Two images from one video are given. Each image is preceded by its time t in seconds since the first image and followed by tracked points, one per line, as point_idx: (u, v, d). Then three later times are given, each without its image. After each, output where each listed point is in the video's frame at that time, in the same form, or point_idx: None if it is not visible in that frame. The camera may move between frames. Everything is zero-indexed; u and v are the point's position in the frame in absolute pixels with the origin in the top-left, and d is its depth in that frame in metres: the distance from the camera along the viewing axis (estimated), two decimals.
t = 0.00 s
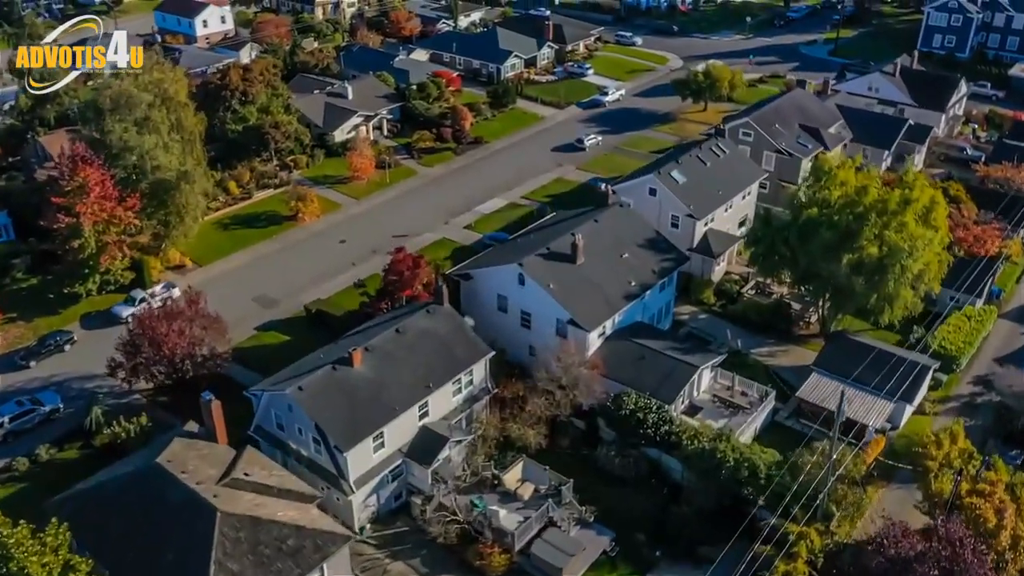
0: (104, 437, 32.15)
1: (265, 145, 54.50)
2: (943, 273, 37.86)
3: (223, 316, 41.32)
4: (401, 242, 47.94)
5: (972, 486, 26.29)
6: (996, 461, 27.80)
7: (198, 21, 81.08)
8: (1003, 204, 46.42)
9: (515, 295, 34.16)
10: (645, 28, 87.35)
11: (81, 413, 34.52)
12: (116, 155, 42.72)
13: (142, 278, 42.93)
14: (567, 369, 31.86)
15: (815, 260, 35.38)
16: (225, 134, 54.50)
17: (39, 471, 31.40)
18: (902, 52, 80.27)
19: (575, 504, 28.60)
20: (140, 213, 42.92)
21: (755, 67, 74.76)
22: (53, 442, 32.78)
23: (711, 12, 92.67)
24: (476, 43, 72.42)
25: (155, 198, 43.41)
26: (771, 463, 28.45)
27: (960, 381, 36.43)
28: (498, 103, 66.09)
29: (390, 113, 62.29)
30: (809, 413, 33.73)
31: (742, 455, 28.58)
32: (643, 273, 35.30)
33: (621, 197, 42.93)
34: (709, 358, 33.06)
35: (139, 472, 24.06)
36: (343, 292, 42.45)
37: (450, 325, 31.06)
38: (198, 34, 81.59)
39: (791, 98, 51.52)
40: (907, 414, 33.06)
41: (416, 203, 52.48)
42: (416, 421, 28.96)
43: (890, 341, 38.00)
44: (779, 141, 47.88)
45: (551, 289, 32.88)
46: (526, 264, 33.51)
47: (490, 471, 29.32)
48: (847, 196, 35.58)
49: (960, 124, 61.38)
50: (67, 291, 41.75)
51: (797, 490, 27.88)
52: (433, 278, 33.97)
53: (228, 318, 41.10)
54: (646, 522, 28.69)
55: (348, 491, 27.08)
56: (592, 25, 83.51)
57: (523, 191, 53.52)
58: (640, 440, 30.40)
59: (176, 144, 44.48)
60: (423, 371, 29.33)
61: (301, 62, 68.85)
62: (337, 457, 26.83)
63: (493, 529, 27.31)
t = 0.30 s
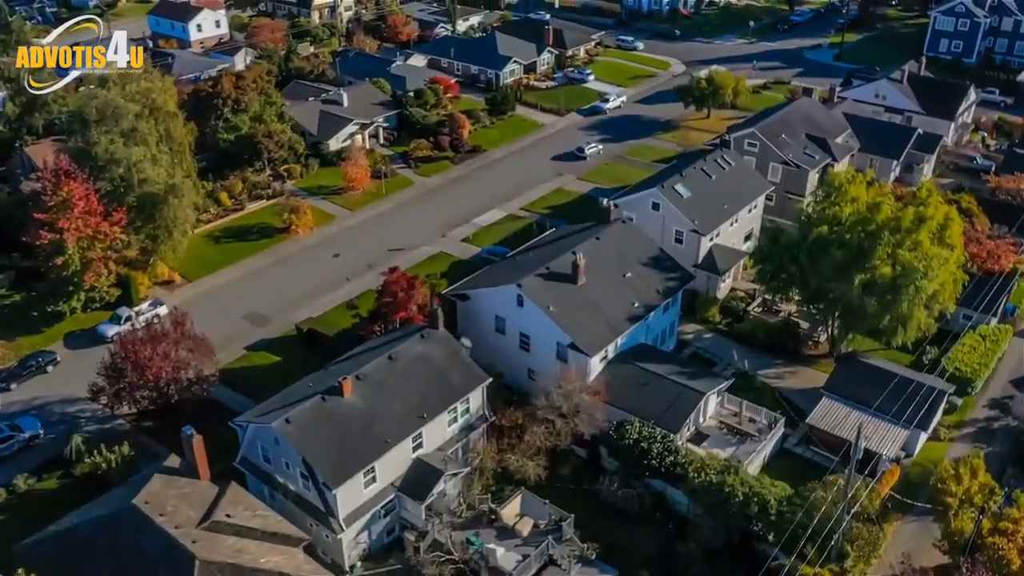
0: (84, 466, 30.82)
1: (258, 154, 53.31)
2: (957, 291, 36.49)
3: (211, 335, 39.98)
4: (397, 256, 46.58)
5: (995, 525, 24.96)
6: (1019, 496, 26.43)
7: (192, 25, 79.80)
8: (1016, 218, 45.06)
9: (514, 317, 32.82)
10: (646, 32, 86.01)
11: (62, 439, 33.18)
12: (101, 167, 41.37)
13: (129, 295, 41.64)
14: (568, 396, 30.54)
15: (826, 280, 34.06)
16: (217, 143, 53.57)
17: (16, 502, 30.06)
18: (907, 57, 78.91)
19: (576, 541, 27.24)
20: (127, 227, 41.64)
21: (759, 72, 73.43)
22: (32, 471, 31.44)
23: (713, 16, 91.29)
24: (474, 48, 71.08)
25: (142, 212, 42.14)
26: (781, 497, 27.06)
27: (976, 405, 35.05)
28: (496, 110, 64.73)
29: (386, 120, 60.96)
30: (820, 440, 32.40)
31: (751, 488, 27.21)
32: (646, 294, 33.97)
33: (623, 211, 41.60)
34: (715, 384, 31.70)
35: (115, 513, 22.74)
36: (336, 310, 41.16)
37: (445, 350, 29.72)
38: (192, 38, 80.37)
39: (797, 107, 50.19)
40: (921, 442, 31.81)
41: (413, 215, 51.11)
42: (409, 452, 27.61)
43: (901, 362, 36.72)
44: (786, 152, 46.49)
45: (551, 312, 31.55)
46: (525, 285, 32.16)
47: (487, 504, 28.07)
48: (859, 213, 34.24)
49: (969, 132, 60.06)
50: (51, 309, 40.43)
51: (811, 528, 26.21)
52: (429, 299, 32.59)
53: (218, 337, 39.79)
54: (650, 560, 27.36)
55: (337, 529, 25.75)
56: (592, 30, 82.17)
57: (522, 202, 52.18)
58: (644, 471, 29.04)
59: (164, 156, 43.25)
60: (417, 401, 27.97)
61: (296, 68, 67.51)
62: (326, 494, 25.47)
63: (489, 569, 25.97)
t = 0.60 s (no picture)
0: (62, 498, 29.48)
1: (249, 165, 51.80)
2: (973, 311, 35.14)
3: (199, 356, 38.63)
4: (392, 270, 45.22)
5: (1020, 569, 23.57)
6: None
7: (186, 30, 78.43)
8: None
9: (512, 342, 31.48)
10: (647, 37, 84.66)
11: (41, 468, 31.79)
12: (86, 181, 40.03)
13: (114, 313, 40.21)
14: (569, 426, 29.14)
15: (838, 302, 32.75)
16: (207, 153, 51.80)
17: None
18: (913, 63, 77.57)
19: None
20: (112, 243, 40.32)
21: (763, 78, 72.07)
22: (8, 503, 30.08)
23: (715, 19, 89.95)
24: (473, 54, 69.70)
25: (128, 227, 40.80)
26: (793, 536, 25.66)
27: (993, 431, 33.64)
28: (495, 118, 63.37)
29: (382, 128, 59.65)
30: (831, 471, 31.03)
31: (762, 526, 25.79)
32: (650, 317, 32.62)
33: (625, 226, 40.24)
34: (723, 412, 30.31)
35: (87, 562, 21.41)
36: (329, 328, 39.84)
37: (440, 379, 28.33)
38: (186, 43, 79.02)
39: (804, 117, 48.82)
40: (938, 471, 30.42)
41: (409, 227, 49.75)
42: (402, 489, 26.24)
43: (914, 385, 35.46)
44: (793, 163, 45.13)
45: (551, 337, 30.20)
46: (524, 308, 30.82)
47: (483, 543, 26.84)
48: (872, 232, 32.86)
49: (978, 140, 58.70)
50: (32, 328, 39.05)
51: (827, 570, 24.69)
52: (423, 323, 31.23)
53: (206, 358, 38.46)
54: None
55: (325, 572, 24.37)
56: (592, 35, 80.82)
57: (520, 214, 50.82)
58: (648, 506, 27.61)
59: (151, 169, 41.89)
60: (410, 434, 26.62)
61: (290, 75, 66.14)
62: (313, 536, 24.08)
63: None
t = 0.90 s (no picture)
0: (38, 536, 28.05)
1: (241, 176, 50.46)
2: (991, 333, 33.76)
3: (186, 378, 37.23)
4: (387, 286, 43.81)
5: None
6: None
7: (179, 34, 77.11)
8: None
9: (511, 368, 30.10)
10: (649, 42, 83.31)
11: (17, 500, 30.37)
12: (70, 196, 38.64)
13: (98, 335, 38.95)
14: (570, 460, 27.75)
15: (850, 326, 31.38)
16: (197, 163, 50.56)
17: None
18: (919, 68, 76.18)
19: None
20: (96, 260, 38.97)
21: (767, 85, 70.72)
22: None
23: (718, 23, 88.56)
24: (471, 60, 68.31)
25: (112, 243, 39.48)
26: None
27: (1011, 460, 32.27)
28: (493, 126, 61.99)
29: (378, 137, 58.28)
30: (844, 504, 29.68)
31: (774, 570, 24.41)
32: (654, 342, 31.24)
33: (627, 243, 38.85)
34: (731, 443, 28.95)
35: None
36: (320, 350, 38.49)
37: (434, 412, 26.93)
38: (179, 49, 77.51)
39: (811, 128, 47.42)
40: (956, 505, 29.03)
41: (405, 240, 48.35)
42: (393, 530, 24.86)
43: (929, 410, 34.09)
44: (800, 176, 43.75)
45: (551, 365, 28.83)
46: (522, 334, 29.44)
47: None
48: (886, 253, 31.44)
49: (989, 149, 57.34)
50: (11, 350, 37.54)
51: None
52: (417, 349, 29.82)
53: (193, 380, 37.06)
54: None
55: None
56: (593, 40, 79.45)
57: (519, 227, 49.43)
58: (652, 545, 26.23)
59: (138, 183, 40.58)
60: (402, 471, 25.22)
61: (284, 82, 64.73)
62: None
63: None
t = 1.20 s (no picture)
0: None
1: (231, 189, 49.02)
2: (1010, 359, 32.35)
3: (172, 404, 35.90)
4: (381, 304, 42.47)
5: None
6: None
7: (172, 40, 75.81)
8: None
9: (508, 399, 28.71)
10: (650, 47, 81.93)
11: None
12: (52, 213, 37.25)
13: (80, 357, 37.36)
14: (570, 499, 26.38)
15: (864, 354, 30.02)
16: (187, 176, 49.18)
17: None
18: (926, 74, 74.78)
19: None
20: (79, 279, 37.62)
21: (771, 92, 69.34)
22: None
23: (721, 28, 87.18)
24: (469, 67, 66.91)
25: (96, 261, 38.10)
26: None
27: None
28: (492, 135, 60.56)
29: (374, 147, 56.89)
30: (858, 541, 28.28)
31: None
32: (659, 369, 29.87)
33: (630, 261, 37.44)
34: (741, 478, 27.50)
35: None
36: (312, 373, 37.10)
37: (427, 448, 25.55)
38: (172, 54, 76.50)
39: (819, 139, 46.01)
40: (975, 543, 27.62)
41: (400, 255, 46.98)
42: None
43: (945, 439, 32.71)
44: (808, 191, 42.36)
45: (550, 396, 27.46)
46: (521, 364, 28.06)
47: None
48: (902, 277, 30.10)
49: (999, 159, 55.96)
50: None
51: None
52: (410, 379, 28.44)
53: (179, 406, 35.74)
54: None
55: None
56: (594, 45, 78.06)
57: (518, 242, 48.04)
58: None
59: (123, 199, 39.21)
60: (393, 514, 23.89)
61: (278, 90, 63.29)
62: None
63: None
